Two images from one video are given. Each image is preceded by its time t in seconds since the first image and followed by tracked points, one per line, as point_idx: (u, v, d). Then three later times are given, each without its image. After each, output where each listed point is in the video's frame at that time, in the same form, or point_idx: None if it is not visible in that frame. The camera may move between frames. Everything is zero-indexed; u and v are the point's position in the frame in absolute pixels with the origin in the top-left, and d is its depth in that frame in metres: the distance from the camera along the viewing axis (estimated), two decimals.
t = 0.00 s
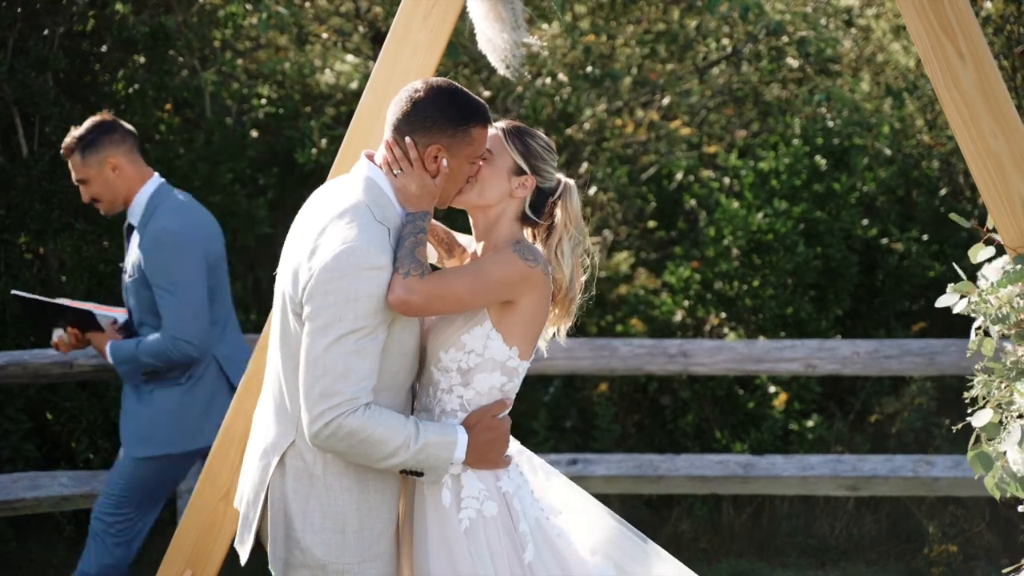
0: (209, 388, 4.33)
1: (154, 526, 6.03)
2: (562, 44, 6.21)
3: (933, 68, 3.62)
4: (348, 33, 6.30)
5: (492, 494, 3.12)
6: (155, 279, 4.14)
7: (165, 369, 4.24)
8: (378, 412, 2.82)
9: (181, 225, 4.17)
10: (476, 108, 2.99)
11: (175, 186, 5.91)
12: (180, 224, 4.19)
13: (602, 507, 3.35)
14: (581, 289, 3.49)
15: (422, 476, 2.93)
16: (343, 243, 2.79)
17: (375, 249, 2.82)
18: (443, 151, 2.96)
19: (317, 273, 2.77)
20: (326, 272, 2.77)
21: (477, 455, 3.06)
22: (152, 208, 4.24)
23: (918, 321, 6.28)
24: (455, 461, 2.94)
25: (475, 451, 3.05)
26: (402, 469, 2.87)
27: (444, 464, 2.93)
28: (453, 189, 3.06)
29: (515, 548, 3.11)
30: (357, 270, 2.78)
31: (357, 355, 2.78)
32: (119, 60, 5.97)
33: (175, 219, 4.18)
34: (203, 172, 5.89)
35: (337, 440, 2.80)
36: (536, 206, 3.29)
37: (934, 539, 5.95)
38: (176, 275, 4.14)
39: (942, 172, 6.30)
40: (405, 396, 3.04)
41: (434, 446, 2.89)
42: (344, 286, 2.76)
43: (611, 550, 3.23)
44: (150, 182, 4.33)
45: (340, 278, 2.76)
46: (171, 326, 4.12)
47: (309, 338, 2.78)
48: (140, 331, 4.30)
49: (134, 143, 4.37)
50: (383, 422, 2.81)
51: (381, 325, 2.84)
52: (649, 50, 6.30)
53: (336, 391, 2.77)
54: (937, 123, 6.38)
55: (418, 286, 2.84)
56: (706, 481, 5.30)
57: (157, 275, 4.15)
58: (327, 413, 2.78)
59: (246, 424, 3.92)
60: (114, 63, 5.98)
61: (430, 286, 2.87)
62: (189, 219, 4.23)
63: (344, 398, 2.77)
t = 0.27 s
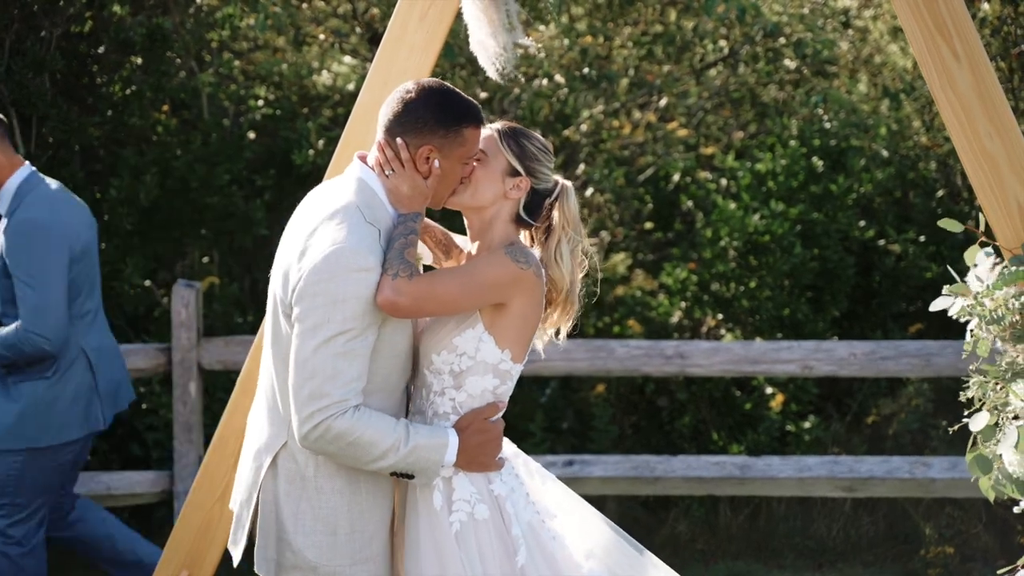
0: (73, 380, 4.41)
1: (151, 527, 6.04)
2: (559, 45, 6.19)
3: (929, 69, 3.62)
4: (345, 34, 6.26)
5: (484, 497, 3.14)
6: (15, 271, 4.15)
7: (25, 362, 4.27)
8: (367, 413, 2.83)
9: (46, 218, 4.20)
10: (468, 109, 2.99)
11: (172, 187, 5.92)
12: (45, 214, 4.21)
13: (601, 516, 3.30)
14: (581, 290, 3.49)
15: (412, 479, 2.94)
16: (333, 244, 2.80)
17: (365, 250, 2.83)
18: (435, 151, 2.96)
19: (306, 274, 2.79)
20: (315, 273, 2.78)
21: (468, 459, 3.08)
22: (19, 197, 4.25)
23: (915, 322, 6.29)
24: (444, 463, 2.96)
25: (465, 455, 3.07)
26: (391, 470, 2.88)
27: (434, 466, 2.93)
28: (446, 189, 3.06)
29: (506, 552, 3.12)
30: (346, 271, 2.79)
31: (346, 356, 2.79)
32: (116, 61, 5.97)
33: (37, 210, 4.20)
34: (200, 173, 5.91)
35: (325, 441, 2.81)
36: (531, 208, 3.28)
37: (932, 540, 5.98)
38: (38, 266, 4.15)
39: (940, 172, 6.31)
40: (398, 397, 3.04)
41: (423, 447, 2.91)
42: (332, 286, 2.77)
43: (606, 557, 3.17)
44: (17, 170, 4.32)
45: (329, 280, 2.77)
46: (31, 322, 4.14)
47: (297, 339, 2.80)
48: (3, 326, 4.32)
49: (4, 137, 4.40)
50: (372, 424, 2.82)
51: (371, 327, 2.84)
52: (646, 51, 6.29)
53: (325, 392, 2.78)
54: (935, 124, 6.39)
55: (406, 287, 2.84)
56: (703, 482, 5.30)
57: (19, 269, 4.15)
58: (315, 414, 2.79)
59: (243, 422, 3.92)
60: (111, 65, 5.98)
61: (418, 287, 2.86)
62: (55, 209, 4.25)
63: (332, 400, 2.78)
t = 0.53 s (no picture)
0: None
1: (149, 527, 6.03)
2: (559, 46, 6.16)
3: (928, 69, 3.62)
4: (343, 34, 6.26)
5: (474, 502, 3.12)
6: None
7: None
8: (350, 415, 2.83)
9: None
10: (455, 108, 2.98)
11: (171, 188, 5.91)
12: None
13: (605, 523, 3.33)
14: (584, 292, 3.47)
15: (398, 481, 2.94)
16: (313, 246, 2.81)
17: (347, 252, 2.83)
18: (420, 152, 2.96)
19: (286, 276, 2.80)
20: (296, 274, 2.78)
21: (460, 464, 3.04)
22: None
23: (914, 323, 6.29)
24: (430, 466, 2.95)
25: (453, 457, 3.03)
26: (376, 472, 2.89)
27: (419, 470, 2.93)
28: (435, 189, 3.06)
29: (498, 557, 3.10)
30: (326, 273, 2.79)
31: (326, 358, 2.79)
32: (114, 62, 5.96)
33: None
34: (199, 173, 5.90)
35: (307, 443, 2.82)
36: (527, 209, 3.27)
37: (931, 541, 5.99)
38: None
39: (939, 173, 6.30)
40: (389, 398, 3.05)
41: (408, 450, 2.90)
42: (311, 288, 2.78)
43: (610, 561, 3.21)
44: None
45: (308, 281, 2.78)
46: None
47: (279, 340, 2.81)
48: None
49: None
50: (354, 425, 2.83)
51: (353, 327, 2.84)
52: (645, 51, 6.30)
53: (305, 395, 2.79)
54: (934, 125, 6.38)
55: (385, 292, 2.82)
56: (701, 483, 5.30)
57: None
58: (296, 416, 2.80)
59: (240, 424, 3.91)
60: (110, 65, 5.97)
61: (400, 290, 2.85)
62: None
63: (312, 402, 2.79)
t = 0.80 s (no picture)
0: None
1: (151, 529, 6.03)
2: (560, 48, 6.18)
3: (930, 70, 3.61)
4: (345, 35, 6.25)
5: (466, 507, 3.13)
6: None
7: None
8: (331, 421, 2.92)
9: None
10: (438, 112, 3.03)
11: (172, 189, 5.91)
12: None
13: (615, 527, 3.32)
14: (594, 290, 3.44)
15: (384, 486, 3.02)
16: (293, 253, 2.90)
17: (326, 260, 2.92)
18: (401, 157, 3.02)
19: (266, 282, 2.91)
20: (276, 281, 2.88)
21: (447, 471, 3.08)
22: None
23: (915, 325, 6.30)
24: (414, 471, 3.01)
25: (441, 465, 3.07)
26: (360, 477, 2.97)
27: (402, 474, 3.00)
28: (425, 193, 3.12)
29: (490, 563, 3.10)
30: (304, 281, 2.89)
31: (306, 365, 2.89)
32: (116, 64, 5.96)
33: None
34: (201, 174, 5.91)
35: (290, 448, 2.91)
36: (522, 210, 3.24)
37: (933, 543, 6.01)
38: None
39: (940, 174, 6.30)
40: (382, 401, 3.10)
41: (392, 454, 2.98)
42: (288, 295, 2.87)
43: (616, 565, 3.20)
44: None
45: (287, 288, 2.88)
46: None
47: (262, 346, 2.92)
48: None
49: None
50: (335, 431, 2.91)
51: (335, 333, 2.93)
52: (647, 53, 6.31)
53: (283, 401, 2.89)
54: (936, 126, 6.37)
55: (362, 303, 2.88)
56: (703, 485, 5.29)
57: None
58: (276, 423, 2.91)
59: (241, 428, 3.90)
60: (111, 67, 5.97)
61: (377, 301, 2.89)
62: None
63: (290, 409, 2.89)
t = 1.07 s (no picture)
0: None
1: (159, 532, 6.04)
2: (567, 51, 6.22)
3: (939, 72, 3.62)
4: (352, 39, 6.33)
5: (471, 510, 3.13)
6: None
7: None
8: (335, 426, 2.93)
9: None
10: (433, 115, 3.05)
11: (180, 192, 5.93)
12: None
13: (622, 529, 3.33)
14: (586, 294, 3.41)
15: (389, 490, 3.02)
16: (292, 259, 2.91)
17: (325, 265, 2.93)
18: (397, 161, 3.04)
19: (266, 288, 2.92)
20: (276, 287, 2.90)
21: (452, 473, 3.09)
22: None
23: (922, 328, 6.31)
24: (418, 474, 3.02)
25: (445, 467, 3.07)
26: (365, 481, 2.98)
27: (407, 477, 3.01)
28: (423, 197, 3.13)
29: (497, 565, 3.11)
30: (304, 287, 2.90)
31: (307, 370, 2.90)
32: (124, 67, 5.98)
33: None
34: (208, 177, 5.91)
35: (294, 453, 2.93)
36: (520, 212, 3.23)
37: (940, 546, 6.00)
38: None
39: (947, 178, 6.33)
40: (387, 405, 3.11)
41: (396, 457, 2.99)
42: (288, 301, 2.88)
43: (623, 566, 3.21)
44: None
45: (286, 294, 2.89)
46: None
47: (263, 352, 2.93)
48: None
49: None
50: (338, 435, 2.92)
51: (336, 339, 2.93)
52: (654, 56, 6.32)
53: (286, 407, 2.90)
54: (943, 129, 6.39)
55: (361, 309, 2.88)
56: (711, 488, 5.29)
57: None
58: (280, 429, 2.92)
59: (250, 431, 3.91)
60: (119, 70, 5.99)
61: (374, 307, 2.89)
62: None
63: (293, 414, 2.90)
